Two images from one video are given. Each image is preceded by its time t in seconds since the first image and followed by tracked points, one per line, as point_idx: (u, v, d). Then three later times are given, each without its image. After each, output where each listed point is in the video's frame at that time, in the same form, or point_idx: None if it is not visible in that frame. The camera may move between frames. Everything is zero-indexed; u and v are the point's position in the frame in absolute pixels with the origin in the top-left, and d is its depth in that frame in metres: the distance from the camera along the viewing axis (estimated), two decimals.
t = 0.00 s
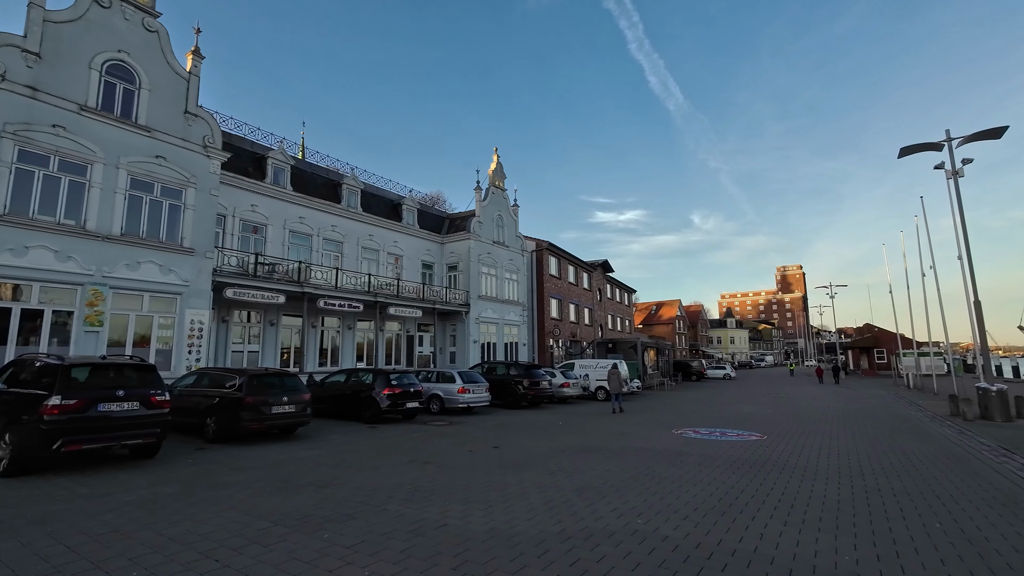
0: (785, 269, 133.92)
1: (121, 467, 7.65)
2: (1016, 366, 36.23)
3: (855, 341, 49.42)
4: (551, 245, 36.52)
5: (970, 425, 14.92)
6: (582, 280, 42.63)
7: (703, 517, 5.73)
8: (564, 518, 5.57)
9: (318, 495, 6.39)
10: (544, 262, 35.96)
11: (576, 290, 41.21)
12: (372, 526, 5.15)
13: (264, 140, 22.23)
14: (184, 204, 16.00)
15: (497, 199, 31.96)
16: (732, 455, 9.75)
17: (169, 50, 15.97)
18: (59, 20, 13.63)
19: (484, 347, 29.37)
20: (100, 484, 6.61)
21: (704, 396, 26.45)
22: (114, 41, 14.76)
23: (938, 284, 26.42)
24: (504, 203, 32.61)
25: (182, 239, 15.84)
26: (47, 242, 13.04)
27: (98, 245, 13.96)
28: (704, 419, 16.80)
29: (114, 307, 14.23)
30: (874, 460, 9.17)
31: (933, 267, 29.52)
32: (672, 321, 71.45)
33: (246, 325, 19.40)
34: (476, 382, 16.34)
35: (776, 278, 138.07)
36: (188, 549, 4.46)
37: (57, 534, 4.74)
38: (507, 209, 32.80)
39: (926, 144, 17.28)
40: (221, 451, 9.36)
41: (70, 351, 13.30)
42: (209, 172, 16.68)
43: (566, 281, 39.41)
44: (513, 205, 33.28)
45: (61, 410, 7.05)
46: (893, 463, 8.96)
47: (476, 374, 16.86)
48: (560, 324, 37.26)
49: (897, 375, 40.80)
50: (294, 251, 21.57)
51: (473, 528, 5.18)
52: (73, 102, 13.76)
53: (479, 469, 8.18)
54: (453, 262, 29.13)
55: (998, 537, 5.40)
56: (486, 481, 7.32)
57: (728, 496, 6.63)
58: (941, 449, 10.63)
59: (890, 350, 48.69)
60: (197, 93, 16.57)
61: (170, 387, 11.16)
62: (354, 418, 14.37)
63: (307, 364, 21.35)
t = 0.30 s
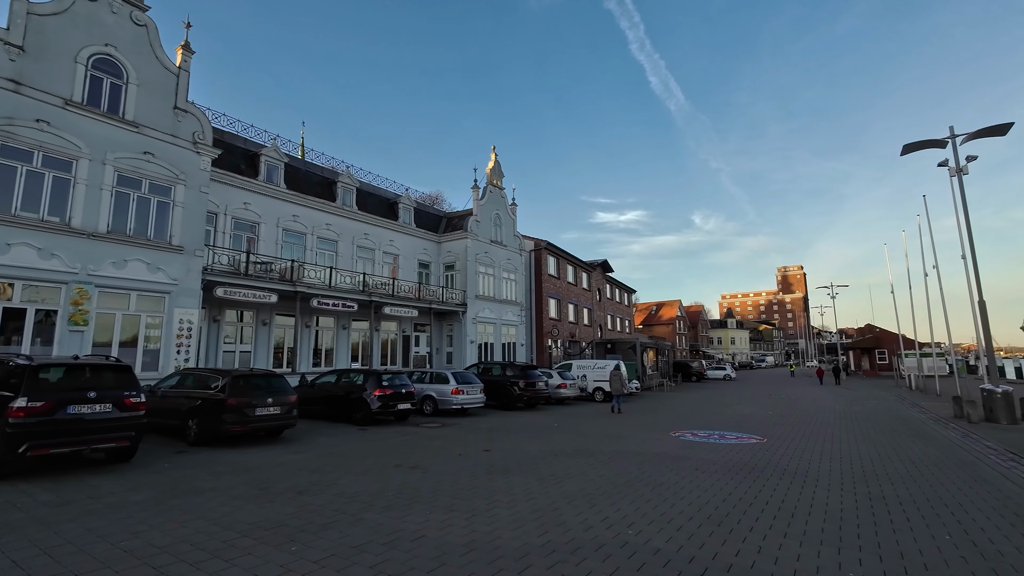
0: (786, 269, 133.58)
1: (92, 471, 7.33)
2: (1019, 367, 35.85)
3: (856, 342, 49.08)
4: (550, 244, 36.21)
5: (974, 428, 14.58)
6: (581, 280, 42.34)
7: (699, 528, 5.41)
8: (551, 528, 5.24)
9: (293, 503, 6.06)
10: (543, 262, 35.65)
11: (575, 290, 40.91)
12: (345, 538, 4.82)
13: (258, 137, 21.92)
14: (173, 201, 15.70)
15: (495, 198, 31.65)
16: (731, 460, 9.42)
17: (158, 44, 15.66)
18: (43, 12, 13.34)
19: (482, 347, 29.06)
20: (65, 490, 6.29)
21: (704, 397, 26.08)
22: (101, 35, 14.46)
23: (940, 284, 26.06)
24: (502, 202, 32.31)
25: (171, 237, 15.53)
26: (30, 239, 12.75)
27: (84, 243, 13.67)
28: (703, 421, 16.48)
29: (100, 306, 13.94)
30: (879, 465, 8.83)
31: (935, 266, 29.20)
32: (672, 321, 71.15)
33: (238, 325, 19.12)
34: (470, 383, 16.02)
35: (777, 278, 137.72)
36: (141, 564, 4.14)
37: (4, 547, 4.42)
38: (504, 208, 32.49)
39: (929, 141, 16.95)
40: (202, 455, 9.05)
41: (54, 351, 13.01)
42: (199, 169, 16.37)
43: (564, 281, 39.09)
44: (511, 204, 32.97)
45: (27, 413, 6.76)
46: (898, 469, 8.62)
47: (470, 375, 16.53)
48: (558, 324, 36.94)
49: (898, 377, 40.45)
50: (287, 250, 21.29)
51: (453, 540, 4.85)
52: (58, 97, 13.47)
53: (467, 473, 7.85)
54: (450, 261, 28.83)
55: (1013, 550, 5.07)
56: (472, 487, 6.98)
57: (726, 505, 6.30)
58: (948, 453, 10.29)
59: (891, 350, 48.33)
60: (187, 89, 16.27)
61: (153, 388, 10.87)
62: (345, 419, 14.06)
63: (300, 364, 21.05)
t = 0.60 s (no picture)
0: (787, 270, 133.15)
1: (63, 476, 7.05)
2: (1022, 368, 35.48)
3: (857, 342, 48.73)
4: (548, 243, 35.91)
5: (978, 430, 14.26)
6: (580, 280, 42.05)
7: (693, 539, 5.10)
8: (535, 539, 4.94)
9: (267, 510, 5.77)
10: (541, 261, 35.35)
11: (574, 289, 40.60)
12: (314, 550, 4.53)
13: (251, 134, 21.64)
14: (161, 198, 15.41)
15: (492, 197, 31.36)
16: (729, 464, 9.09)
17: (146, 38, 15.38)
18: (27, 5, 13.06)
19: (479, 347, 28.76)
20: (29, 496, 6.01)
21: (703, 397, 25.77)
22: (87, 28, 14.17)
23: (943, 283, 25.69)
24: (499, 201, 32.01)
25: (159, 234, 15.24)
26: (13, 236, 12.46)
27: (69, 240, 13.39)
28: (701, 422, 16.17)
29: (85, 304, 13.64)
30: (883, 470, 8.50)
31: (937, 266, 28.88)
32: (671, 321, 70.82)
33: (230, 324, 18.81)
34: (464, 384, 15.72)
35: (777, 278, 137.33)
36: None
37: None
38: (502, 206, 32.19)
39: (933, 137, 16.64)
40: (182, 458, 8.76)
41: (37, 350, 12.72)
42: (188, 166, 16.08)
43: (563, 281, 38.77)
44: (508, 203, 32.67)
45: None
46: (903, 474, 8.29)
47: (464, 376, 16.22)
48: (557, 324, 36.64)
49: (900, 377, 40.08)
50: (280, 249, 21.01)
51: (428, 552, 4.55)
52: (42, 91, 13.19)
53: (453, 478, 7.56)
54: (446, 261, 28.54)
55: None
56: (456, 493, 6.69)
57: (721, 514, 5.99)
58: (953, 457, 9.96)
59: (893, 351, 47.99)
60: (176, 84, 15.99)
61: (135, 388, 10.57)
62: (335, 421, 13.76)
63: (293, 365, 20.78)
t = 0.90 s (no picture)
0: (788, 270, 132.74)
1: (33, 480, 6.75)
2: None
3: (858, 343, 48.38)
4: (547, 243, 35.57)
5: (984, 432, 13.92)
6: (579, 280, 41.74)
7: (690, 551, 4.77)
8: (521, 552, 4.61)
9: (240, 518, 5.45)
10: (540, 261, 35.04)
11: (573, 289, 40.28)
12: (282, 564, 4.21)
13: (244, 131, 21.34)
14: (149, 194, 15.10)
15: (490, 196, 31.05)
16: (730, 468, 8.77)
17: (134, 31, 15.07)
18: None
19: (476, 347, 28.43)
20: None
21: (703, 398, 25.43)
22: (73, 21, 13.87)
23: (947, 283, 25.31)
24: (497, 200, 31.69)
25: (147, 232, 14.93)
26: None
27: (53, 237, 13.09)
28: (701, 424, 15.85)
29: (70, 302, 13.34)
30: (890, 476, 8.15)
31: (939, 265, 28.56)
32: (672, 321, 70.48)
33: (221, 323, 18.49)
34: (458, 384, 15.41)
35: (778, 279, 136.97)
36: None
37: None
38: (500, 205, 31.87)
39: (937, 134, 16.32)
40: (162, 461, 8.46)
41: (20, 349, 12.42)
42: (178, 162, 15.77)
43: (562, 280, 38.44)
44: (507, 202, 32.35)
45: None
46: (911, 480, 7.96)
47: (459, 376, 15.90)
48: (556, 324, 36.32)
49: (902, 378, 39.70)
50: (274, 247, 20.70)
51: (405, 567, 4.23)
52: (26, 84, 12.89)
53: (441, 483, 7.24)
54: (443, 260, 28.23)
55: None
56: (442, 499, 6.37)
57: (722, 523, 5.67)
58: (963, 462, 9.62)
59: (894, 351, 47.64)
60: (166, 79, 15.69)
61: (118, 389, 10.27)
62: (326, 422, 13.45)
63: (287, 365, 20.47)
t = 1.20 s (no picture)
0: (789, 270, 132.31)
1: None
2: None
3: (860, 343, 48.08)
4: (545, 242, 35.22)
5: (991, 435, 13.58)
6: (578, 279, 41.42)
7: (689, 566, 4.45)
8: (507, 566, 4.28)
9: (210, 529, 5.12)
10: (538, 260, 34.73)
11: (572, 289, 39.95)
12: None
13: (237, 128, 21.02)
14: (138, 191, 14.78)
15: (488, 194, 30.74)
16: (731, 472, 8.44)
17: (123, 24, 14.75)
18: None
19: (474, 347, 28.11)
20: None
21: (704, 399, 25.06)
22: (59, 12, 13.55)
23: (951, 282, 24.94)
24: (496, 198, 31.38)
25: (135, 229, 14.61)
26: None
27: (37, 234, 12.79)
28: (701, 425, 15.50)
29: (54, 300, 13.04)
30: (899, 482, 7.81)
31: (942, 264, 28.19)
32: (671, 321, 70.16)
33: (213, 323, 18.18)
34: (453, 385, 15.08)
35: (779, 279, 136.59)
36: None
37: None
38: (498, 204, 31.56)
39: (942, 130, 15.98)
40: (140, 465, 8.13)
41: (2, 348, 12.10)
42: (168, 158, 15.45)
43: (561, 280, 38.12)
44: (505, 200, 32.04)
45: None
46: (922, 486, 7.62)
47: (454, 377, 15.56)
48: (555, 324, 35.99)
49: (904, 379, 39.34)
50: (268, 245, 20.40)
51: None
52: (10, 77, 12.58)
53: (428, 489, 6.90)
54: (441, 259, 27.91)
55: None
56: (428, 507, 6.03)
57: (722, 534, 5.35)
58: (973, 466, 9.29)
59: (896, 352, 47.31)
60: (155, 73, 15.36)
61: (99, 389, 9.95)
62: (317, 424, 13.12)
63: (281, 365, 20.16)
